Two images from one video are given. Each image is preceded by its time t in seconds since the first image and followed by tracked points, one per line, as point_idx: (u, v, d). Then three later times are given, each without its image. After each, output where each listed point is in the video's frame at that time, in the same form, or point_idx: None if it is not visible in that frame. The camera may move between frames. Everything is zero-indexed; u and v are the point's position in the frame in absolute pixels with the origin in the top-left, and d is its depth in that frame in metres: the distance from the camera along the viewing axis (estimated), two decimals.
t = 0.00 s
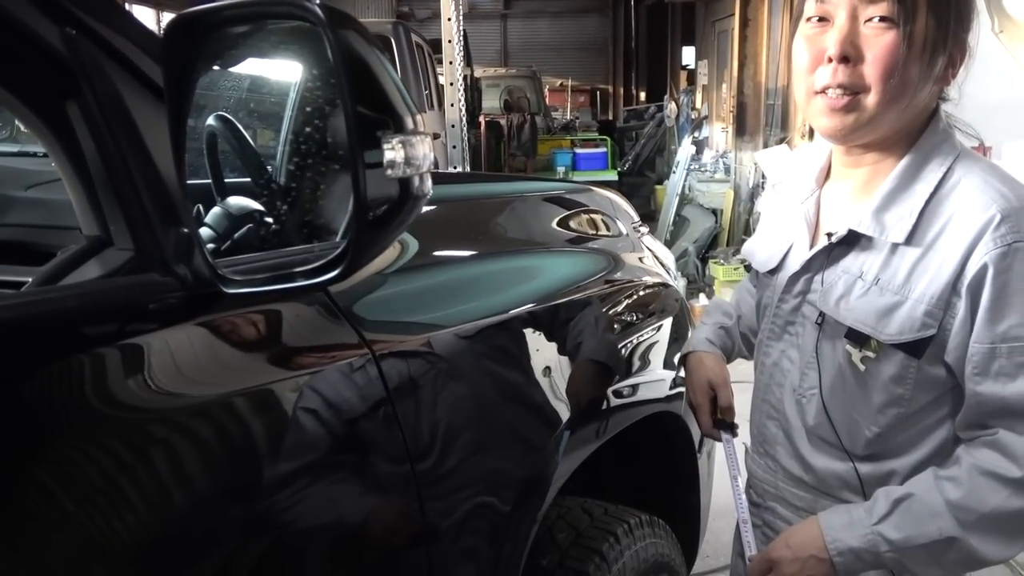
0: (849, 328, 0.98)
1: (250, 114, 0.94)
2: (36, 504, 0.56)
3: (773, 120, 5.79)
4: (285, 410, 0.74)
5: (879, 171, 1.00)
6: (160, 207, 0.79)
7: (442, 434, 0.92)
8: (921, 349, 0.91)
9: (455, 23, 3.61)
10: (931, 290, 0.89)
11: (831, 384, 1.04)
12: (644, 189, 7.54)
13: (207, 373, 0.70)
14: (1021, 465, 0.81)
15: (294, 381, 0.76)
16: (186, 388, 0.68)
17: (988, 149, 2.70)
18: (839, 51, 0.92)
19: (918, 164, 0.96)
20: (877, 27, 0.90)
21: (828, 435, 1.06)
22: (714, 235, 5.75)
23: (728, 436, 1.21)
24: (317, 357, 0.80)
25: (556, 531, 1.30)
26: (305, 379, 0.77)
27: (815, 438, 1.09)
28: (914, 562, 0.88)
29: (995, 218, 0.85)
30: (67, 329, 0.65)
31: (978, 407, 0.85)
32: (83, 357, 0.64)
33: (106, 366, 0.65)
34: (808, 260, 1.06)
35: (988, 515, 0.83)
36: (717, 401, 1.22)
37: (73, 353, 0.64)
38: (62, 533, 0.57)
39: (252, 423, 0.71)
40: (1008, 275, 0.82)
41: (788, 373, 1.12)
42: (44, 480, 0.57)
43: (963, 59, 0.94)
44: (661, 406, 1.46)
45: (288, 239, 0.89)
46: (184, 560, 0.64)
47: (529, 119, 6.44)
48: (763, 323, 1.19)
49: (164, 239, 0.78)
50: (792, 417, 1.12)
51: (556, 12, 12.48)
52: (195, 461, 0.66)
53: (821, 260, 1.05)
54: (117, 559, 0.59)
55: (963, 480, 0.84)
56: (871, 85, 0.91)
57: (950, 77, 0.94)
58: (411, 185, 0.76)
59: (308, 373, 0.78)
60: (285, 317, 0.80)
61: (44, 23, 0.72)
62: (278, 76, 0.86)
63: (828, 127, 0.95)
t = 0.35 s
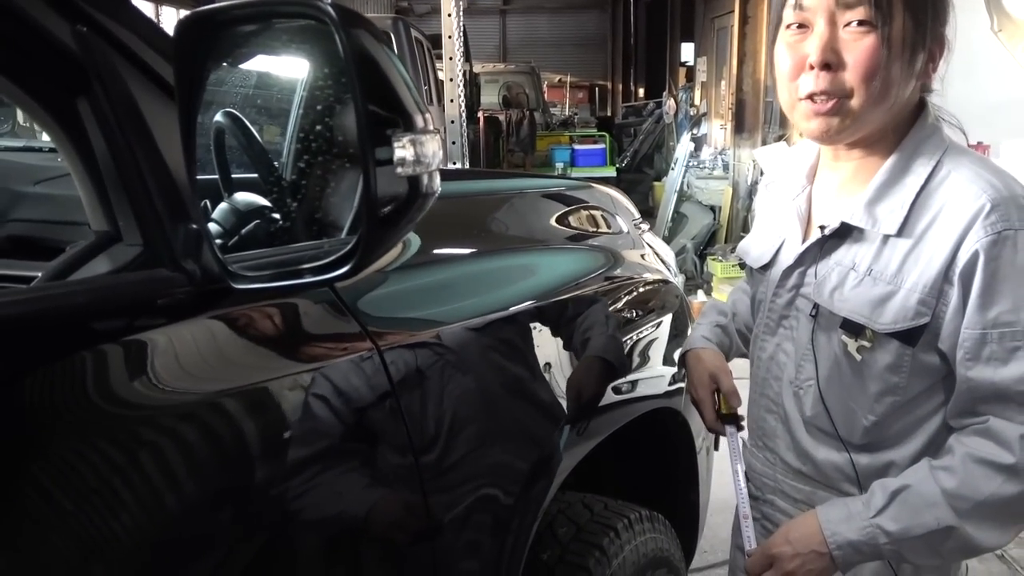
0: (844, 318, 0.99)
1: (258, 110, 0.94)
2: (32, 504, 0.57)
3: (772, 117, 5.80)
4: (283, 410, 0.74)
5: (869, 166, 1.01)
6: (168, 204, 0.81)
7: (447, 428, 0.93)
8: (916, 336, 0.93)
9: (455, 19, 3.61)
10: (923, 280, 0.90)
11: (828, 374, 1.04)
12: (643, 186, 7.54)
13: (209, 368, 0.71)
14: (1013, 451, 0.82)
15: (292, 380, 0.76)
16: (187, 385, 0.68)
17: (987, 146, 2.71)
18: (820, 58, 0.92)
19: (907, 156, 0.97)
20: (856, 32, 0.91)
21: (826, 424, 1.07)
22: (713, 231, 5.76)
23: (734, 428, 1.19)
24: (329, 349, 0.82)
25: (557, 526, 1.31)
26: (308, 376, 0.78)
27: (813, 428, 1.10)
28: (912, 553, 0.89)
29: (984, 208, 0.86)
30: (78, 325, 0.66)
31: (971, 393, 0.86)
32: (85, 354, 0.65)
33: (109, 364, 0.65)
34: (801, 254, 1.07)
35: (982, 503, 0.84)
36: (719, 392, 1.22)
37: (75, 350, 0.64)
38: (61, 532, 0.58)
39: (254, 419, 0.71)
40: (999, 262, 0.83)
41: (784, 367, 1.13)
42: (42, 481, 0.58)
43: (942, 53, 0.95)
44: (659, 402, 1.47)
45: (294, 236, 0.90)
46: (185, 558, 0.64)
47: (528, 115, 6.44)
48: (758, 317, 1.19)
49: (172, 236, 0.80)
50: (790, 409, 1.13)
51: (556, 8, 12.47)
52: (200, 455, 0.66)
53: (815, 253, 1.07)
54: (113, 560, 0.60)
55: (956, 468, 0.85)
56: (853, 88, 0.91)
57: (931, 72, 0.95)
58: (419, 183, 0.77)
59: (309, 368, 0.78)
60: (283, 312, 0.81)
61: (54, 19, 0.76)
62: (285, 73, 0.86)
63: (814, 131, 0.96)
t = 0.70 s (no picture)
0: (825, 311, 1.02)
1: (248, 103, 0.93)
2: (18, 498, 0.56)
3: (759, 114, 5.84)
4: (266, 406, 0.73)
5: (852, 164, 1.02)
6: (162, 197, 0.82)
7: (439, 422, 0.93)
8: (894, 330, 0.94)
9: (444, 14, 3.61)
10: (903, 273, 0.92)
11: (810, 366, 1.06)
12: (631, 182, 7.57)
13: (199, 361, 0.71)
14: (990, 450, 0.83)
15: (278, 375, 0.75)
16: (177, 377, 0.68)
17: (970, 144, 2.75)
18: (745, 128, 0.96)
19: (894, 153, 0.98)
20: (758, 101, 0.93)
21: (809, 416, 1.10)
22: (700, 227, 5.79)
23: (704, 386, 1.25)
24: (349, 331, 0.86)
25: (546, 518, 1.32)
26: (293, 370, 0.77)
27: (798, 419, 1.12)
28: (898, 560, 0.90)
29: (965, 203, 0.87)
30: (70, 315, 0.67)
31: (949, 387, 0.87)
32: (73, 348, 0.65)
33: (97, 354, 0.65)
34: (791, 246, 1.10)
35: (966, 505, 0.85)
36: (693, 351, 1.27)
37: (63, 344, 0.64)
38: (46, 526, 0.56)
39: (245, 412, 0.71)
40: (975, 258, 0.84)
41: (772, 357, 1.14)
42: (24, 474, 0.56)
43: (871, 49, 0.90)
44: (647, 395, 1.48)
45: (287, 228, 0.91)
46: (174, 553, 0.63)
47: (516, 110, 6.44)
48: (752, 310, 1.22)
49: (166, 229, 0.81)
50: (777, 401, 1.15)
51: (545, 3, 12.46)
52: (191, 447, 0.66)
53: (803, 246, 1.09)
54: (101, 555, 0.58)
55: (937, 472, 0.86)
56: (785, 144, 0.94)
57: (867, 74, 0.90)
58: (412, 177, 0.78)
59: (297, 362, 0.78)
60: (269, 304, 0.81)
61: (49, 13, 0.77)
62: (276, 67, 0.86)
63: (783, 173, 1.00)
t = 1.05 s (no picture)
0: (799, 322, 1.05)
1: (251, 101, 0.94)
2: (13, 492, 0.55)
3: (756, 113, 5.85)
4: (259, 403, 0.72)
5: (818, 173, 1.02)
6: (166, 194, 0.83)
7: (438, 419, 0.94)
8: (865, 338, 0.97)
9: (441, 11, 3.61)
10: (868, 281, 0.94)
11: (794, 376, 1.10)
12: (627, 180, 7.58)
13: (196, 358, 0.71)
14: (965, 453, 0.84)
15: (272, 373, 0.75)
16: (175, 374, 0.68)
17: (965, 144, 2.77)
18: (695, 169, 1.04)
19: (854, 158, 0.98)
20: (691, 148, 1.00)
21: (798, 420, 1.13)
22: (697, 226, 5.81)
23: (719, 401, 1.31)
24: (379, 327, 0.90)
25: (542, 515, 1.33)
26: (290, 368, 0.77)
27: (788, 423, 1.15)
28: (890, 566, 0.90)
29: (918, 210, 0.88)
30: (72, 311, 0.68)
31: (921, 389, 0.89)
32: (71, 345, 0.65)
33: (96, 354, 0.66)
34: (768, 258, 1.14)
35: (948, 505, 0.85)
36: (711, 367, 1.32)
37: (61, 341, 0.65)
38: (40, 522, 0.56)
39: (244, 407, 0.71)
40: (931, 263, 0.85)
41: (762, 363, 1.18)
42: (19, 470, 0.56)
43: (787, 81, 0.92)
44: (644, 393, 1.49)
45: (286, 226, 0.91)
46: (171, 551, 0.63)
47: (513, 107, 6.44)
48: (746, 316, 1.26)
49: (167, 225, 0.82)
50: (765, 404, 1.18)
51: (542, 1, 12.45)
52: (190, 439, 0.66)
53: (779, 258, 1.13)
54: (96, 552, 0.58)
55: (917, 478, 0.87)
56: (730, 180, 1.00)
57: (790, 104, 0.93)
58: (414, 176, 0.79)
59: (294, 360, 0.77)
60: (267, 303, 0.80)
61: (54, 11, 0.77)
62: (279, 65, 0.88)
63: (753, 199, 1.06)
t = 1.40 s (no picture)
0: (780, 311, 1.15)
1: (253, 89, 0.92)
2: (9, 480, 0.55)
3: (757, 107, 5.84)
4: (254, 394, 0.72)
5: (789, 162, 1.14)
6: (166, 179, 0.84)
7: (439, 417, 0.94)
8: (845, 321, 1.07)
9: (442, 2, 3.60)
10: (841, 266, 1.04)
11: (781, 367, 1.20)
12: (627, 174, 7.57)
13: (195, 348, 0.70)
14: (932, 420, 0.95)
15: (269, 364, 0.75)
16: (173, 364, 0.68)
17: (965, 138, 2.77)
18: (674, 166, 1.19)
19: (822, 148, 1.10)
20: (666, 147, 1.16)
21: (788, 411, 1.22)
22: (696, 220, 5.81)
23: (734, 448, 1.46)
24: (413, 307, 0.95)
25: (542, 507, 1.33)
26: (287, 359, 0.76)
27: (778, 414, 1.25)
28: (854, 514, 1.05)
29: (882, 191, 0.98)
30: (73, 299, 0.68)
31: (896, 362, 1.00)
32: (69, 333, 0.65)
33: (94, 344, 0.65)
34: (751, 253, 1.23)
35: (915, 467, 0.98)
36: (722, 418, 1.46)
37: (59, 329, 0.65)
38: (37, 509, 0.56)
39: (241, 398, 0.71)
40: (893, 241, 0.96)
41: (752, 359, 1.28)
42: (15, 459, 0.56)
43: (746, 79, 1.05)
44: (644, 385, 1.49)
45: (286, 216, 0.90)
46: (168, 540, 0.62)
47: (513, 99, 6.42)
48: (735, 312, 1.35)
49: (169, 212, 0.82)
50: (756, 397, 1.28)
51: None
52: (186, 431, 0.66)
53: (760, 250, 1.22)
54: (92, 541, 0.58)
55: (887, 439, 1.00)
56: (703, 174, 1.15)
57: (750, 101, 1.06)
58: (418, 164, 0.78)
59: (291, 351, 0.77)
60: (267, 293, 0.80)
61: None
62: (281, 53, 0.88)
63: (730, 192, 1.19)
